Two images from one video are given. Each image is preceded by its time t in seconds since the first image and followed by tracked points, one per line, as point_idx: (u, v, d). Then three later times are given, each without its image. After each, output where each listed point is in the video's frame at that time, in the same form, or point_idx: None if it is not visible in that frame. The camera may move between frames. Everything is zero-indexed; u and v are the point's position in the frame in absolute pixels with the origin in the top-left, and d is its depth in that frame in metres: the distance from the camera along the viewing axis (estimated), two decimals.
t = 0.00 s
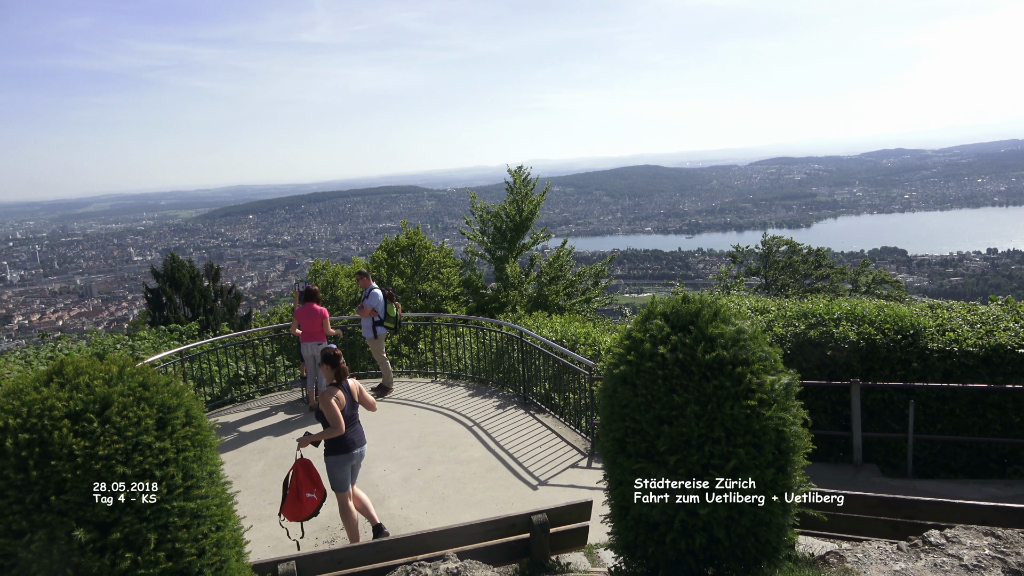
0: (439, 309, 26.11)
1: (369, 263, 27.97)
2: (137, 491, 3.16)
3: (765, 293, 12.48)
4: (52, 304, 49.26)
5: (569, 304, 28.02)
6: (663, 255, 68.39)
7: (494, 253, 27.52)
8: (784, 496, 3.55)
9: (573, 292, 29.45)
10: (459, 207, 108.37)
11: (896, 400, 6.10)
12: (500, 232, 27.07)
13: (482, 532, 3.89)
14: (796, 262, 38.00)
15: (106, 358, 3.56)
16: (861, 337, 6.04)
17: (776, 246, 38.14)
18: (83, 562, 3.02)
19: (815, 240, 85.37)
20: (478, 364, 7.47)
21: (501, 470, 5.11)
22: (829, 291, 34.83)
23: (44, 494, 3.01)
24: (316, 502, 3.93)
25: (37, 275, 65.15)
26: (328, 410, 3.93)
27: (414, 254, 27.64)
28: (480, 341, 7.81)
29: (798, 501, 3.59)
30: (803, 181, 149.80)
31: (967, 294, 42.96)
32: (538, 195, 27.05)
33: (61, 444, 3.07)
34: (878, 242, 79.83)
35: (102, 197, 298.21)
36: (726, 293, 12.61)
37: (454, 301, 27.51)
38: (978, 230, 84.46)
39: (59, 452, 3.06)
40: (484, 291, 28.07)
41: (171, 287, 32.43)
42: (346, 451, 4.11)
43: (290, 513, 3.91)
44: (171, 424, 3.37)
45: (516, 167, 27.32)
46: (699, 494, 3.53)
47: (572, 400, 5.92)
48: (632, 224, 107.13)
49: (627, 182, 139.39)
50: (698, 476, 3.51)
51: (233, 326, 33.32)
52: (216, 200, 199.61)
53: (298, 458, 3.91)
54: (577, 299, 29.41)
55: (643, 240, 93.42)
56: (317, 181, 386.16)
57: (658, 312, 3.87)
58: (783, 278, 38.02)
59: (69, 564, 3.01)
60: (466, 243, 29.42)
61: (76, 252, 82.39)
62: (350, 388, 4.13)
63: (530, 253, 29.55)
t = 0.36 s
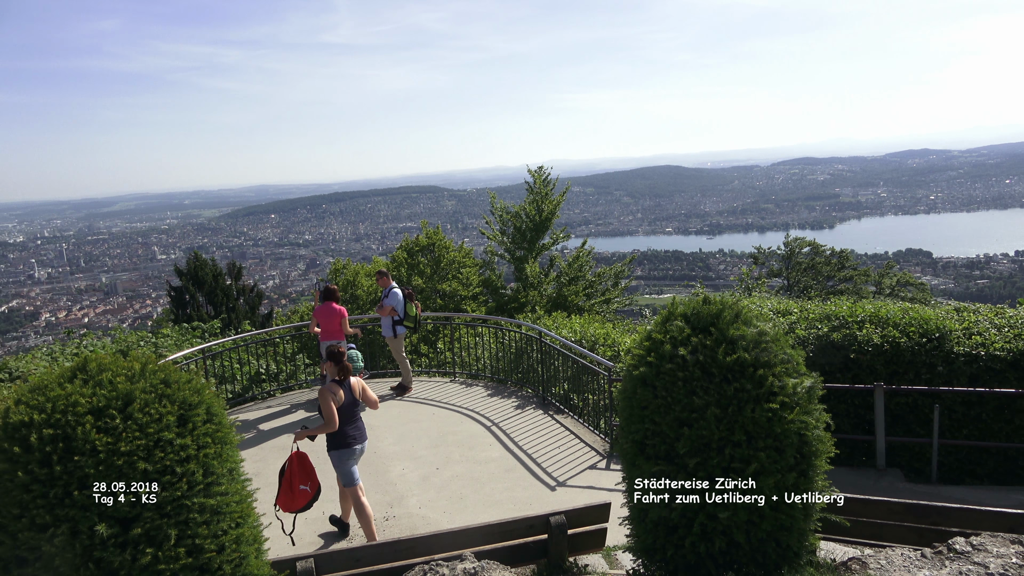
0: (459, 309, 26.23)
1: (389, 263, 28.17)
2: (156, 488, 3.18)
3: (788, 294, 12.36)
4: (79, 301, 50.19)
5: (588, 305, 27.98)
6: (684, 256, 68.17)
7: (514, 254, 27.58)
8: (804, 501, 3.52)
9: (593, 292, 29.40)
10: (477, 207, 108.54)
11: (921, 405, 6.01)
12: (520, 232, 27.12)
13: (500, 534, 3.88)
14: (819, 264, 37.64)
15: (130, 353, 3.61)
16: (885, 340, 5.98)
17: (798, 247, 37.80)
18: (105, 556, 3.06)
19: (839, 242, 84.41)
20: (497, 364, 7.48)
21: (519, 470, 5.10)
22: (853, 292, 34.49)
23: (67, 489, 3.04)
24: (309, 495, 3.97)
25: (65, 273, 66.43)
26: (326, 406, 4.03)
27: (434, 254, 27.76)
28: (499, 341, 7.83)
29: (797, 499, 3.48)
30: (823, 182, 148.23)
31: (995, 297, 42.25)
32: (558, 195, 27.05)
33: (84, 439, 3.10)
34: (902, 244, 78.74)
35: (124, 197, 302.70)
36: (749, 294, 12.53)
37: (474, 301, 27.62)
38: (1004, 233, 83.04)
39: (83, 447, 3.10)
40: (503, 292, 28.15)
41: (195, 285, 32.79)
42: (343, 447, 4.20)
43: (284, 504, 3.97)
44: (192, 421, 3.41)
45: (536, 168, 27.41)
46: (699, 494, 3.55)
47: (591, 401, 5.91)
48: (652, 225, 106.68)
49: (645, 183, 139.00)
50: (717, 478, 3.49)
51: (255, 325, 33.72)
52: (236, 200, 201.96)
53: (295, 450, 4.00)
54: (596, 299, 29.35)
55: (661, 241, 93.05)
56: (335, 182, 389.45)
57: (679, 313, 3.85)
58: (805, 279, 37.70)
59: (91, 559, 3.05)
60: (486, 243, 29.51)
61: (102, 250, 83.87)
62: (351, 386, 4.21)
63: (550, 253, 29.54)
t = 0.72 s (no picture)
0: (478, 308, 26.30)
1: (409, 262, 28.33)
2: (176, 484, 3.22)
3: (813, 297, 12.23)
4: (104, 298, 51.02)
5: (607, 305, 27.90)
6: (705, 257, 67.76)
7: (533, 253, 27.60)
8: (827, 506, 3.48)
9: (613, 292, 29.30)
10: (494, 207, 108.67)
11: (947, 409, 5.93)
12: (539, 232, 27.17)
13: (517, 533, 3.88)
14: (842, 265, 37.24)
15: (153, 350, 3.65)
16: (909, 343, 5.92)
17: (821, 249, 37.42)
18: (126, 551, 3.08)
19: (863, 244, 83.38)
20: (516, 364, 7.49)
21: (537, 470, 5.10)
22: (878, 294, 34.07)
23: (90, 484, 3.08)
24: (303, 486, 4.07)
25: (90, 270, 67.62)
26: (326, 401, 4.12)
27: (454, 253, 27.87)
28: (518, 341, 7.85)
29: (798, 498, 3.41)
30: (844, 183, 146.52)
31: None
32: (578, 195, 27.02)
33: (108, 435, 3.15)
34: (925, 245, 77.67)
35: (146, 195, 306.96)
36: (772, 296, 12.45)
37: (493, 301, 27.69)
38: None
39: (106, 442, 3.14)
40: (523, 292, 28.18)
41: (217, 283, 33.09)
42: (342, 443, 4.26)
43: (281, 493, 4.12)
44: (213, 418, 3.45)
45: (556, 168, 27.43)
46: (700, 495, 3.56)
47: (609, 402, 5.90)
48: (674, 226, 106.04)
49: (663, 183, 138.39)
50: (739, 481, 3.46)
51: (276, 323, 34.05)
52: (255, 199, 204.01)
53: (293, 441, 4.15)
54: (616, 300, 29.25)
55: (679, 242, 92.56)
56: (351, 181, 392.10)
57: (699, 315, 3.82)
58: (828, 281, 37.30)
59: (113, 553, 3.07)
60: (505, 243, 29.58)
61: (126, 248, 85.26)
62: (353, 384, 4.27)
63: (569, 253, 29.54)
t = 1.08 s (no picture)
0: (492, 308, 26.34)
1: (423, 261, 28.43)
2: (191, 482, 3.24)
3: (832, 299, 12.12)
4: (123, 296, 51.65)
5: (623, 305, 27.86)
6: (721, 257, 67.38)
7: (548, 253, 27.63)
8: (845, 511, 3.45)
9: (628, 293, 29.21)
10: (507, 207, 108.67)
11: (966, 413, 5.87)
12: (554, 232, 27.19)
13: (531, 534, 3.87)
14: (860, 267, 36.93)
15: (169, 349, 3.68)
16: (928, 346, 5.87)
17: (838, 250, 37.11)
18: (142, 548, 3.11)
19: (880, 245, 82.61)
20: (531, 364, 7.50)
21: (550, 471, 5.10)
22: (896, 296, 33.74)
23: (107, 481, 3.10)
24: (299, 479, 4.24)
25: (110, 269, 68.44)
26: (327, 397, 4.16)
27: (469, 253, 27.96)
28: (533, 342, 7.85)
29: (793, 498, 3.39)
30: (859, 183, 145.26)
31: None
32: (593, 195, 27.00)
33: (124, 433, 3.17)
34: (943, 247, 76.80)
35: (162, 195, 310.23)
36: (790, 297, 12.38)
37: (507, 301, 27.71)
38: None
39: (123, 440, 3.16)
40: (537, 292, 28.18)
41: (233, 282, 33.24)
42: (340, 438, 4.31)
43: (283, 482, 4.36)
44: (229, 417, 3.47)
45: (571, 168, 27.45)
46: (699, 494, 3.61)
47: (624, 403, 5.90)
48: (690, 226, 105.47)
49: (675, 184, 137.86)
50: (755, 484, 3.44)
51: (292, 321, 34.29)
52: (269, 199, 205.43)
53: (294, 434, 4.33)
54: (631, 300, 29.16)
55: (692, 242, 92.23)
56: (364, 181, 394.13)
57: (716, 316, 3.80)
58: (845, 282, 37.00)
59: (130, 550, 3.11)
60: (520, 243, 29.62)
61: (144, 246, 86.18)
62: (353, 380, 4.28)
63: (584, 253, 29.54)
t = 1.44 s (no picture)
0: (511, 308, 26.35)
1: (442, 261, 28.50)
2: (213, 479, 3.27)
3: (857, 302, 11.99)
4: (146, 293, 52.27)
5: (642, 306, 27.74)
6: (742, 258, 66.80)
7: (567, 253, 27.56)
8: (869, 516, 3.43)
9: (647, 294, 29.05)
10: (524, 207, 108.55)
11: (993, 417, 5.79)
12: (573, 232, 27.19)
13: (549, 534, 3.88)
14: (883, 268, 36.47)
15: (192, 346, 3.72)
16: (954, 349, 5.81)
17: (861, 251, 36.67)
18: (165, 544, 3.14)
19: (902, 245, 81.58)
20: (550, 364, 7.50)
21: (569, 471, 5.10)
22: (921, 299, 33.27)
23: (131, 477, 3.13)
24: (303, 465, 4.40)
25: (133, 266, 69.30)
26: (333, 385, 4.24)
27: (488, 253, 28.01)
28: (552, 341, 7.85)
29: (807, 499, 3.37)
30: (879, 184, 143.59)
31: None
32: (613, 195, 26.92)
33: (148, 429, 3.21)
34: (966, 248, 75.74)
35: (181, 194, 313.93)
36: (817, 299, 12.24)
37: (526, 301, 27.70)
38: None
39: (147, 436, 3.20)
40: (556, 292, 28.13)
41: (253, 280, 33.51)
42: (343, 427, 4.35)
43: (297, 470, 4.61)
44: (252, 414, 3.51)
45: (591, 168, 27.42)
46: (700, 495, 3.70)
47: (644, 404, 5.88)
48: (709, 227, 104.77)
49: (693, 184, 137.10)
50: (778, 486, 3.42)
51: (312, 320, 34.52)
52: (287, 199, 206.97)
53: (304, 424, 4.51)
54: (650, 301, 29.00)
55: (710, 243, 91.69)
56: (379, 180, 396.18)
57: (738, 317, 3.78)
58: (868, 284, 36.57)
59: (153, 545, 3.14)
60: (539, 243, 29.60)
61: (166, 244, 87.24)
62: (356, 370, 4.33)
63: (603, 252, 29.48)
